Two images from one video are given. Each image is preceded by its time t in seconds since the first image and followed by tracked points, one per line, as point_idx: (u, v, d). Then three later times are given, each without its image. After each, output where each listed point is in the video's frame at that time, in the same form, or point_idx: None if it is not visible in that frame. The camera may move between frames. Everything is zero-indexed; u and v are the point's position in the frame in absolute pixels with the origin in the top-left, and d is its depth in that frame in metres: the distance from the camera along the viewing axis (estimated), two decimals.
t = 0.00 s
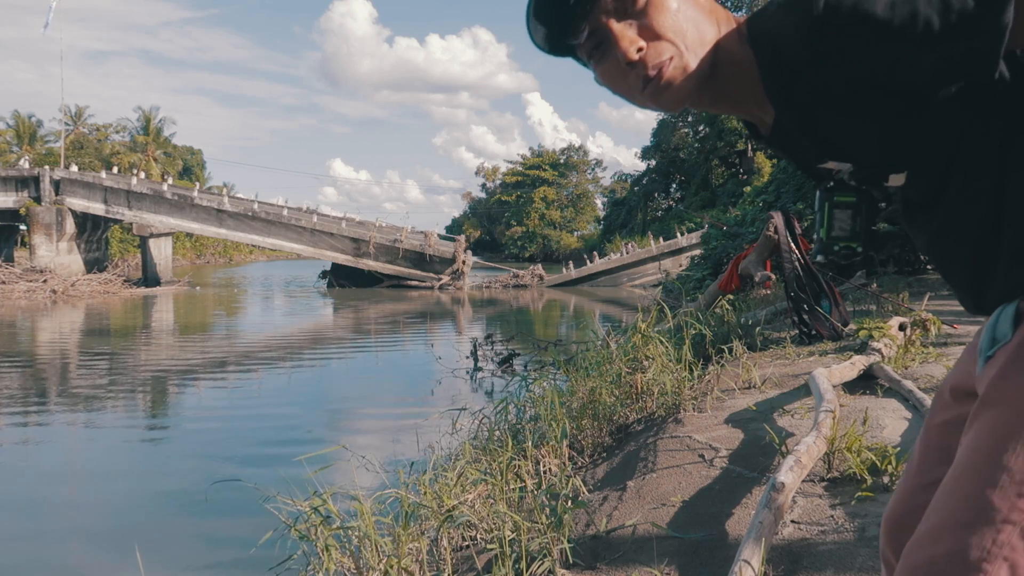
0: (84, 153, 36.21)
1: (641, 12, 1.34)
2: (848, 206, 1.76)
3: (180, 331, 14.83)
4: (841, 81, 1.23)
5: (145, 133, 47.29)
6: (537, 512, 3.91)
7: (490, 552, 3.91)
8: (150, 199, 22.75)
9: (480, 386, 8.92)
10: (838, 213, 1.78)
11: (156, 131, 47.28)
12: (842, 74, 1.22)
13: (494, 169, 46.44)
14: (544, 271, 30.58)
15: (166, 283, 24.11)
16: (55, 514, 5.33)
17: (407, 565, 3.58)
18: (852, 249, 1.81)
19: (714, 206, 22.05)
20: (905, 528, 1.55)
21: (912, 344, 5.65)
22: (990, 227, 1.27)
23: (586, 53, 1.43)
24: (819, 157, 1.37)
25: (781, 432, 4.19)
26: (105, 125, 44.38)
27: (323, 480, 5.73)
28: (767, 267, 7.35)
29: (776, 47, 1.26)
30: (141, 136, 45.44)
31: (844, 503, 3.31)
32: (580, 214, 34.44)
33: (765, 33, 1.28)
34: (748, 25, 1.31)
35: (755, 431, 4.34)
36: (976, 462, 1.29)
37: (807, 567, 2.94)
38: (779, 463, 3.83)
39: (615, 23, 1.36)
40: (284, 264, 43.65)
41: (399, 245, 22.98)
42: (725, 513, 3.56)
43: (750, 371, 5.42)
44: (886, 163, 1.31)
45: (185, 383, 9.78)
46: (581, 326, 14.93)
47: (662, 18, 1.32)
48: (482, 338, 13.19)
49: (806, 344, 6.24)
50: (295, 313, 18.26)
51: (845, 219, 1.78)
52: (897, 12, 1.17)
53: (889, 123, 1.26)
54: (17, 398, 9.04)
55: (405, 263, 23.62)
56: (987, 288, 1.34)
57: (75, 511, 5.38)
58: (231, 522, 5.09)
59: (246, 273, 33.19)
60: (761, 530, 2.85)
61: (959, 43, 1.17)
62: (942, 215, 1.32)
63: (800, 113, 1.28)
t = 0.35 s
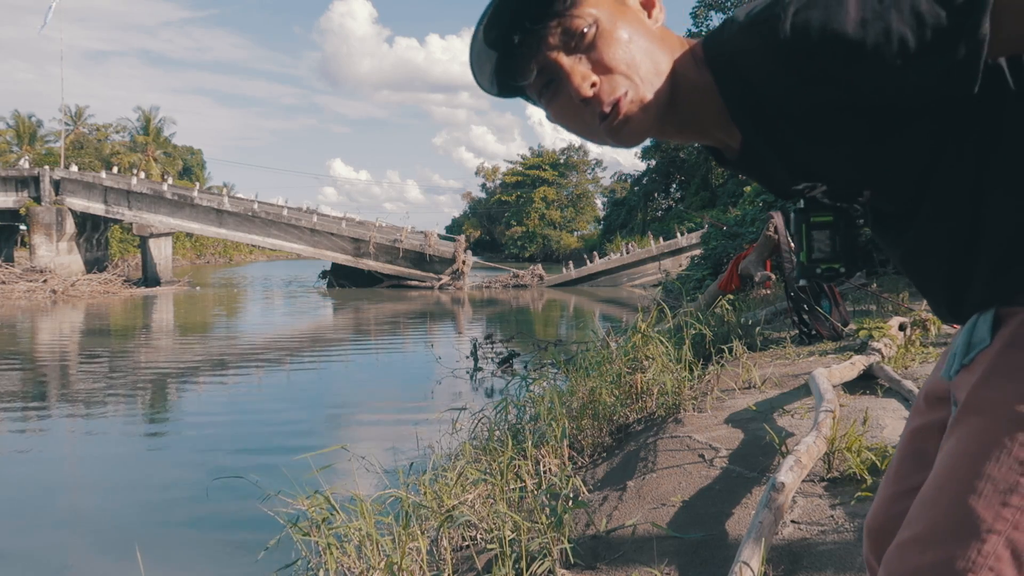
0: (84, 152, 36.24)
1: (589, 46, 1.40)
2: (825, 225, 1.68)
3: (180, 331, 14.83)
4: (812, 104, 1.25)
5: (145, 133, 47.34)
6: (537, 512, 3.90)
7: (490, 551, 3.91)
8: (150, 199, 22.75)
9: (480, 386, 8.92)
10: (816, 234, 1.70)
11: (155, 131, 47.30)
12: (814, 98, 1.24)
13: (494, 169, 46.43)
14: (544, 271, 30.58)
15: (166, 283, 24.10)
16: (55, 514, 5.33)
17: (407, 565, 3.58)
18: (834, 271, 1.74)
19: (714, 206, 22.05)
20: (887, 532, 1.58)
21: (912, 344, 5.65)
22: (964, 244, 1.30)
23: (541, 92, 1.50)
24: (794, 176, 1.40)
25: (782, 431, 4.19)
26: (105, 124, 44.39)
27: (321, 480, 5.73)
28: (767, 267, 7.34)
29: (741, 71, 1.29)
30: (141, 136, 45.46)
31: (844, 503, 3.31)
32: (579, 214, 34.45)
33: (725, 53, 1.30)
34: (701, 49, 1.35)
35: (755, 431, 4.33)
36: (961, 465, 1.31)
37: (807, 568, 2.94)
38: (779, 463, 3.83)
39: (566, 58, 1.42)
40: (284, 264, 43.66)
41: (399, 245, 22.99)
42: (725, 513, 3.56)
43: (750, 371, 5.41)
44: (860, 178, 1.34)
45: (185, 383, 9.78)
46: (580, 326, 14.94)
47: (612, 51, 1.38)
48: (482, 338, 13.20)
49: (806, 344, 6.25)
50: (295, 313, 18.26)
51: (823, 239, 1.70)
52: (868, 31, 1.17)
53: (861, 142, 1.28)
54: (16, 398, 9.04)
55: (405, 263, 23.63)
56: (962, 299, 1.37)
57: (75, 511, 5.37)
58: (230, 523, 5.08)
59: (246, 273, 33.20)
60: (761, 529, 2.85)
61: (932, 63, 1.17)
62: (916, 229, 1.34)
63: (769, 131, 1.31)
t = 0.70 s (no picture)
0: (84, 152, 36.31)
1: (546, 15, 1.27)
2: (802, 204, 1.60)
3: (180, 331, 14.85)
4: (798, 87, 1.17)
5: (145, 133, 47.37)
6: (537, 512, 3.91)
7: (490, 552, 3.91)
8: (150, 199, 22.77)
9: (480, 386, 8.93)
10: (792, 212, 1.61)
11: (156, 131, 47.39)
12: (800, 82, 1.17)
13: (494, 169, 46.51)
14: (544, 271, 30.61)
15: (166, 283, 24.10)
16: (54, 514, 5.33)
17: (408, 565, 3.58)
18: (806, 250, 1.66)
19: (714, 206, 22.09)
20: (876, 526, 1.62)
21: (912, 344, 5.65)
22: (942, 233, 1.31)
23: (504, 74, 1.39)
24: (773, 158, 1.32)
25: (782, 432, 4.19)
26: (105, 125, 44.45)
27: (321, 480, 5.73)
28: (767, 267, 7.34)
29: (723, 50, 1.20)
30: (141, 136, 45.51)
31: (844, 503, 3.31)
32: (580, 214, 34.50)
33: (711, 28, 1.21)
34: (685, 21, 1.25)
35: (755, 431, 4.33)
36: (932, 471, 1.35)
37: (807, 567, 2.95)
38: (779, 463, 3.83)
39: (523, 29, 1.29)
40: (284, 263, 43.68)
41: (399, 245, 23.01)
42: (725, 513, 3.56)
43: (750, 371, 5.41)
44: (840, 161, 1.29)
45: (185, 383, 9.79)
46: (580, 326, 14.96)
47: (573, 20, 1.24)
48: (482, 338, 13.22)
49: (806, 344, 6.23)
50: (295, 313, 18.28)
51: (799, 217, 1.61)
52: (853, 18, 1.12)
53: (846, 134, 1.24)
54: (16, 397, 9.05)
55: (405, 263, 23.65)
56: (936, 285, 1.39)
57: (74, 512, 5.37)
58: (229, 523, 5.08)
59: (246, 273, 33.21)
60: (761, 530, 2.85)
61: (922, 55, 1.13)
62: (895, 217, 1.34)
63: (749, 122, 1.26)
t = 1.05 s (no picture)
0: (84, 152, 36.30)
1: None
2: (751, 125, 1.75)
3: (180, 331, 14.84)
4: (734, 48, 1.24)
5: (145, 133, 47.36)
6: (537, 512, 3.91)
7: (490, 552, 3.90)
8: (150, 199, 22.76)
9: (480, 387, 8.93)
10: (741, 130, 1.77)
11: (155, 131, 47.44)
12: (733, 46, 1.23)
13: (494, 169, 46.55)
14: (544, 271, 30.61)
15: (166, 283, 24.08)
16: (55, 514, 5.33)
17: (407, 565, 3.57)
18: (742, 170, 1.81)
19: (714, 206, 22.12)
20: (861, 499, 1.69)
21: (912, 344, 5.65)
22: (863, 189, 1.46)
23: None
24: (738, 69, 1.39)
25: (782, 432, 4.19)
26: (105, 125, 44.46)
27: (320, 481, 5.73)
28: (767, 267, 7.32)
29: None
30: (141, 136, 45.52)
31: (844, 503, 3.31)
32: (579, 215, 34.51)
33: None
34: None
35: (755, 431, 4.33)
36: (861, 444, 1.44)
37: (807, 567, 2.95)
38: (779, 463, 3.82)
39: None
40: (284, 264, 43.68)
41: (399, 245, 23.01)
42: (725, 513, 3.56)
43: (750, 371, 5.41)
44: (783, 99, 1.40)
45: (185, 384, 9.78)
46: (580, 326, 14.97)
47: None
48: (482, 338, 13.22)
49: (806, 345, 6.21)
50: (295, 313, 18.28)
51: (746, 139, 1.77)
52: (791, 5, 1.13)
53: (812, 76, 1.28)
54: (16, 398, 9.05)
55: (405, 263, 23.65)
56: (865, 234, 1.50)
57: (74, 512, 5.37)
58: (229, 523, 5.08)
59: (246, 273, 33.23)
60: (761, 530, 2.85)
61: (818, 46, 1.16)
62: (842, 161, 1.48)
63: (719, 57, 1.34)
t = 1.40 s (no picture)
0: (84, 152, 36.33)
1: None
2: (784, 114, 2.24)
3: (180, 331, 14.85)
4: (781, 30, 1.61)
5: (145, 133, 47.45)
6: (537, 512, 3.92)
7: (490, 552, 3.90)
8: (150, 200, 22.77)
9: (480, 386, 8.94)
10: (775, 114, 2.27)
11: (155, 131, 47.52)
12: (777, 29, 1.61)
13: (494, 169, 46.62)
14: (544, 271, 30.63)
15: (166, 283, 24.08)
16: (56, 514, 5.34)
17: (408, 565, 3.57)
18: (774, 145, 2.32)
19: (714, 206, 22.16)
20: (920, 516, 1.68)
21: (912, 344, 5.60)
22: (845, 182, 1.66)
23: None
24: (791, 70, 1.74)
25: (782, 432, 4.19)
26: (106, 125, 44.49)
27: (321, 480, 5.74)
28: (767, 267, 7.30)
29: None
30: (141, 136, 45.52)
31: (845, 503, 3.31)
32: (579, 215, 34.55)
33: None
34: None
35: (755, 431, 4.33)
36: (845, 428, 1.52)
37: (807, 567, 2.95)
38: (779, 463, 3.82)
39: None
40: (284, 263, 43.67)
41: (399, 245, 23.02)
42: (725, 513, 3.56)
43: (750, 371, 5.41)
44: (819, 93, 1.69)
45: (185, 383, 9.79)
46: (580, 326, 14.98)
47: None
48: (482, 338, 13.24)
49: (807, 345, 6.19)
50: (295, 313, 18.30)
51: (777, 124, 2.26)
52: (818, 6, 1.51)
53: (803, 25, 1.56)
54: (16, 398, 9.06)
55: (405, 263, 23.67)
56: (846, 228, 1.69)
57: (75, 512, 5.38)
58: (230, 523, 5.08)
59: (246, 273, 33.25)
60: (761, 530, 2.85)
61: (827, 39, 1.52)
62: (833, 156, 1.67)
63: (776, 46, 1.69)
